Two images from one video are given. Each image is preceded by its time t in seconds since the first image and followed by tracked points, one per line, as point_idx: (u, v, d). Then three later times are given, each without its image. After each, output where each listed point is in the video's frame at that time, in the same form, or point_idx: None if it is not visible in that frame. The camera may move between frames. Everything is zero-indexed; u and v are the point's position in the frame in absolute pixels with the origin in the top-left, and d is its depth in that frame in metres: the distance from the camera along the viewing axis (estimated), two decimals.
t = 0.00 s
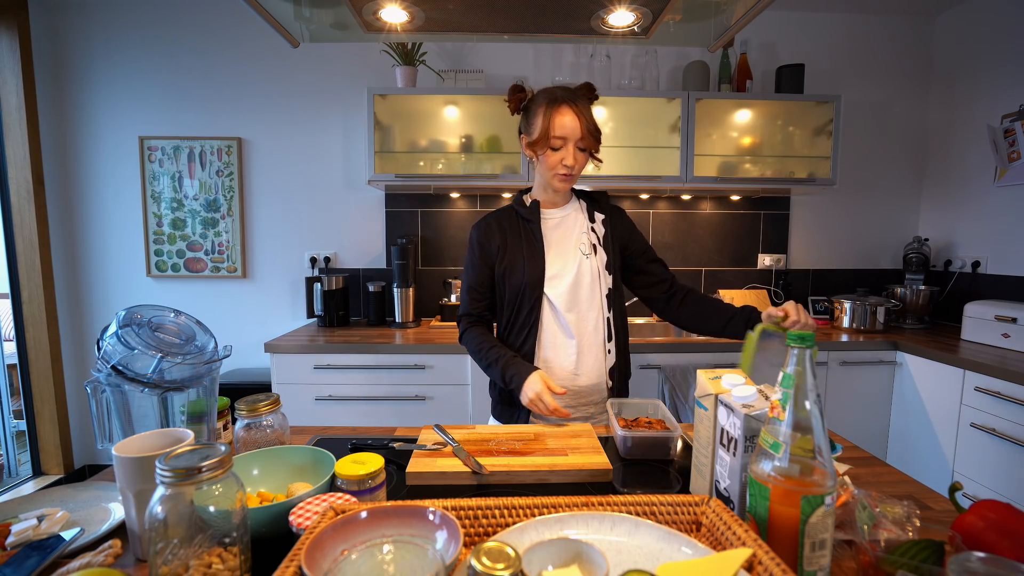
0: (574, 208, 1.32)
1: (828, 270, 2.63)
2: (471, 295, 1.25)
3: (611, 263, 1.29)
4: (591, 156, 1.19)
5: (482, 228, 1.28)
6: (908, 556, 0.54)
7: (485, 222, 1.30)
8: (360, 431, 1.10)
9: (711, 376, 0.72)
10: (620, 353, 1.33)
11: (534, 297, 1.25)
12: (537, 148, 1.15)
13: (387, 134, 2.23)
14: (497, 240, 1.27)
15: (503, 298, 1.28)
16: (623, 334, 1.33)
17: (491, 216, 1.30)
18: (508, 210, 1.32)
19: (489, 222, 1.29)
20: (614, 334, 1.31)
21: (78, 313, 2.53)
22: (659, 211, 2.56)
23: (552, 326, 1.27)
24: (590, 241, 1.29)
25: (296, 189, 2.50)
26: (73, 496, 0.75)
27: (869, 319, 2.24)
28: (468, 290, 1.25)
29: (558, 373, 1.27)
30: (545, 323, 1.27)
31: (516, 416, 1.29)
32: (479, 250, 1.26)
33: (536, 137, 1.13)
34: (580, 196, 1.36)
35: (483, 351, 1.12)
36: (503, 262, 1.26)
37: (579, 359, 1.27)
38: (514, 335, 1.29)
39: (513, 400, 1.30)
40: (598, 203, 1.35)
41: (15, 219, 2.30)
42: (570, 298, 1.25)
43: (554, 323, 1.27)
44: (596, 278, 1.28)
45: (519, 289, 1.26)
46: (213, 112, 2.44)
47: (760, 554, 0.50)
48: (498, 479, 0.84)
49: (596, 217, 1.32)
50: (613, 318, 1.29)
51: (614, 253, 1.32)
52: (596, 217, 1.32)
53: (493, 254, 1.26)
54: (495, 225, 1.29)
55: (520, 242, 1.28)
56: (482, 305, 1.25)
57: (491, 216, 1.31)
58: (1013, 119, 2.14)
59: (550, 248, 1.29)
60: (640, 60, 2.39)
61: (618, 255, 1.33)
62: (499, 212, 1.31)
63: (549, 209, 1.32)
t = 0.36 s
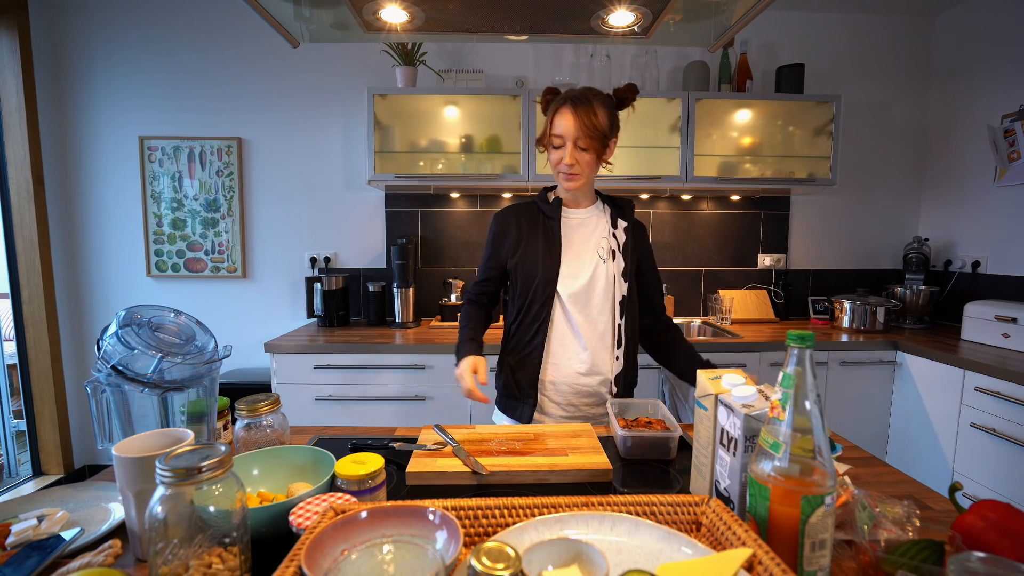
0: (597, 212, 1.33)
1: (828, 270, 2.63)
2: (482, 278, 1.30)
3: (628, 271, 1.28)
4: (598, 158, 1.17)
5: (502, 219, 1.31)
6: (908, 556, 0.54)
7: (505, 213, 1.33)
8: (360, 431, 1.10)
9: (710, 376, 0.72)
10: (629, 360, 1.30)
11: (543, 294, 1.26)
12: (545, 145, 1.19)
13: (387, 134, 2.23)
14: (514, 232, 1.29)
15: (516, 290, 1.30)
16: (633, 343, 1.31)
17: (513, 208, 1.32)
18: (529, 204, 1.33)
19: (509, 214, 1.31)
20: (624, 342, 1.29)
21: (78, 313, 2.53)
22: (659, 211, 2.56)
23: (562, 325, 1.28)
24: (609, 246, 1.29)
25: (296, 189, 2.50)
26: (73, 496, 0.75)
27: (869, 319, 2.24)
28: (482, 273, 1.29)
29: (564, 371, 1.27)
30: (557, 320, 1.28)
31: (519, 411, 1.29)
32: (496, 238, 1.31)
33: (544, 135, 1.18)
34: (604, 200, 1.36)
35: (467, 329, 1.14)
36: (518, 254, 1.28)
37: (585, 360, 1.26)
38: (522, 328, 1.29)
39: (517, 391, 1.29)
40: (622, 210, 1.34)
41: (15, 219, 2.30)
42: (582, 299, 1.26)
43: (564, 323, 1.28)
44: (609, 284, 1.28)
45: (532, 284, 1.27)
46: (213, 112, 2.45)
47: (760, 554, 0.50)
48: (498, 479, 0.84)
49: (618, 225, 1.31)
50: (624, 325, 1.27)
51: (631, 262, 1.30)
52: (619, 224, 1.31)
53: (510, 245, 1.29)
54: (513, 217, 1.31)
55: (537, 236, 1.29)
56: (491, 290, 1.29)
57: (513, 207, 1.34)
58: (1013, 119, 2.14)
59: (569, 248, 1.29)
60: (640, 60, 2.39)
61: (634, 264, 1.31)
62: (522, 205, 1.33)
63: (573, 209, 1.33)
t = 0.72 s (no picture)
0: (606, 214, 1.32)
1: (828, 270, 2.63)
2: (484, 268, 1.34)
3: (628, 277, 1.26)
4: (608, 157, 1.17)
5: (510, 213, 1.33)
6: (908, 556, 0.54)
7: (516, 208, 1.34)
8: (360, 431, 1.10)
9: (710, 376, 0.72)
10: (621, 364, 1.31)
11: (540, 292, 1.26)
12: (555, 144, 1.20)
13: (387, 135, 2.23)
14: (518, 227, 1.30)
15: (516, 284, 1.31)
16: (626, 347, 1.30)
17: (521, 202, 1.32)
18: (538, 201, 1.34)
19: (516, 209, 1.32)
20: (617, 347, 1.28)
21: (78, 313, 2.53)
22: (659, 211, 2.56)
23: (557, 325, 1.29)
24: (612, 250, 1.28)
25: (296, 189, 2.50)
26: (73, 496, 0.75)
27: (869, 319, 2.24)
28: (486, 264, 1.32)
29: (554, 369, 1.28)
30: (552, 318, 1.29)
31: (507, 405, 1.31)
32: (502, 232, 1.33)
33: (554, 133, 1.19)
34: (616, 201, 1.34)
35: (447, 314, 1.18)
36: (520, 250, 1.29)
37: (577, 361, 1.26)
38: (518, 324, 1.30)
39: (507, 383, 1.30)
40: (632, 212, 1.30)
41: (15, 219, 2.30)
42: (578, 301, 1.26)
43: (559, 323, 1.29)
44: (608, 287, 1.27)
45: (530, 281, 1.28)
46: (213, 112, 2.45)
47: (760, 554, 0.50)
48: (498, 479, 0.84)
49: (626, 228, 1.29)
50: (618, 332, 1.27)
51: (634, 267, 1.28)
52: (626, 228, 1.29)
53: (514, 240, 1.30)
54: (518, 213, 1.31)
55: (540, 235, 1.29)
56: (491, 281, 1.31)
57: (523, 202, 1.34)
58: (1013, 119, 2.14)
59: (571, 249, 1.30)
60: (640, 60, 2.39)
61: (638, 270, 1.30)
62: (531, 201, 1.34)
63: (581, 210, 1.33)
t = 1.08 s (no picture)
0: (564, 210, 1.31)
1: (828, 270, 2.63)
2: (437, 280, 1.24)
3: (593, 271, 1.28)
4: (566, 154, 1.17)
5: (467, 221, 1.27)
6: (908, 556, 0.54)
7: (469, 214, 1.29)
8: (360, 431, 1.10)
9: (711, 376, 0.72)
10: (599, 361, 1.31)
11: (507, 298, 1.25)
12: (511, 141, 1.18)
13: (388, 135, 2.23)
14: (479, 235, 1.26)
15: (478, 292, 1.28)
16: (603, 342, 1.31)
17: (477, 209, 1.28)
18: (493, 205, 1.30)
19: (474, 216, 1.28)
20: (593, 344, 1.29)
21: (78, 312, 2.53)
22: (659, 211, 2.56)
23: (527, 329, 1.28)
24: (575, 246, 1.28)
25: (296, 189, 2.50)
26: (73, 496, 0.75)
27: (869, 319, 2.24)
28: (441, 275, 1.23)
29: (527, 373, 1.27)
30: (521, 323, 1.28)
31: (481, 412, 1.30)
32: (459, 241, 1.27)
33: (511, 129, 1.17)
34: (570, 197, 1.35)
35: (401, 337, 1.09)
36: (482, 258, 1.26)
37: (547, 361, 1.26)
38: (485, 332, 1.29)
39: (480, 392, 1.30)
40: (589, 207, 1.33)
41: (15, 219, 2.30)
42: (547, 303, 1.25)
43: (527, 327, 1.28)
44: (575, 285, 1.27)
45: (496, 287, 1.26)
46: (213, 112, 2.45)
47: (760, 554, 0.50)
48: (498, 479, 0.84)
49: (585, 222, 1.30)
50: (592, 328, 1.27)
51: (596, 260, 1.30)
52: (585, 222, 1.30)
53: (475, 248, 1.26)
54: (477, 220, 1.27)
55: (502, 240, 1.26)
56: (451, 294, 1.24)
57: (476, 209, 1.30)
58: (1014, 119, 2.14)
59: (532, 250, 1.28)
60: (640, 60, 2.39)
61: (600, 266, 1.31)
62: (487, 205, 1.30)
63: (537, 209, 1.30)
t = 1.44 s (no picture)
0: (509, 208, 1.30)
1: (828, 270, 2.63)
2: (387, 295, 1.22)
3: (543, 270, 1.29)
4: (521, 153, 1.19)
5: (411, 230, 1.24)
6: (908, 556, 0.54)
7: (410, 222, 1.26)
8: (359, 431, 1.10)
9: (711, 376, 0.72)
10: (549, 360, 1.33)
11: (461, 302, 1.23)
12: (466, 134, 1.14)
13: (388, 135, 2.23)
14: (424, 242, 1.24)
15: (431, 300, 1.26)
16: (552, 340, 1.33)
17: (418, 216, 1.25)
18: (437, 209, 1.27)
19: (417, 223, 1.25)
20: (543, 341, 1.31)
21: (77, 312, 2.53)
22: (658, 211, 2.56)
23: (481, 334, 1.26)
24: (523, 246, 1.28)
25: (296, 189, 2.50)
26: (73, 496, 0.75)
27: (869, 319, 2.24)
28: (390, 290, 1.21)
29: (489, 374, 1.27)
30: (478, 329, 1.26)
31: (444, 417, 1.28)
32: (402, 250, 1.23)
33: (464, 122, 1.13)
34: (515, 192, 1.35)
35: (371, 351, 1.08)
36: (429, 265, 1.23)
37: (503, 361, 1.27)
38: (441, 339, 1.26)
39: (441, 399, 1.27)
40: (535, 203, 1.34)
41: (15, 219, 2.30)
42: (501, 307, 1.24)
43: (482, 332, 1.27)
44: (526, 286, 1.28)
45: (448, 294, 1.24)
46: (213, 112, 2.45)
47: (760, 554, 0.50)
48: (498, 479, 0.84)
49: (531, 219, 1.31)
50: (542, 327, 1.30)
51: (545, 259, 1.31)
52: (531, 219, 1.31)
53: (421, 256, 1.24)
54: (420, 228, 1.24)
55: (448, 244, 1.24)
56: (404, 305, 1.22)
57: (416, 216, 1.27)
58: (1014, 119, 2.14)
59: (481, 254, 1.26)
60: (640, 60, 2.39)
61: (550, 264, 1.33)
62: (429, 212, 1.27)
63: (481, 210, 1.29)
